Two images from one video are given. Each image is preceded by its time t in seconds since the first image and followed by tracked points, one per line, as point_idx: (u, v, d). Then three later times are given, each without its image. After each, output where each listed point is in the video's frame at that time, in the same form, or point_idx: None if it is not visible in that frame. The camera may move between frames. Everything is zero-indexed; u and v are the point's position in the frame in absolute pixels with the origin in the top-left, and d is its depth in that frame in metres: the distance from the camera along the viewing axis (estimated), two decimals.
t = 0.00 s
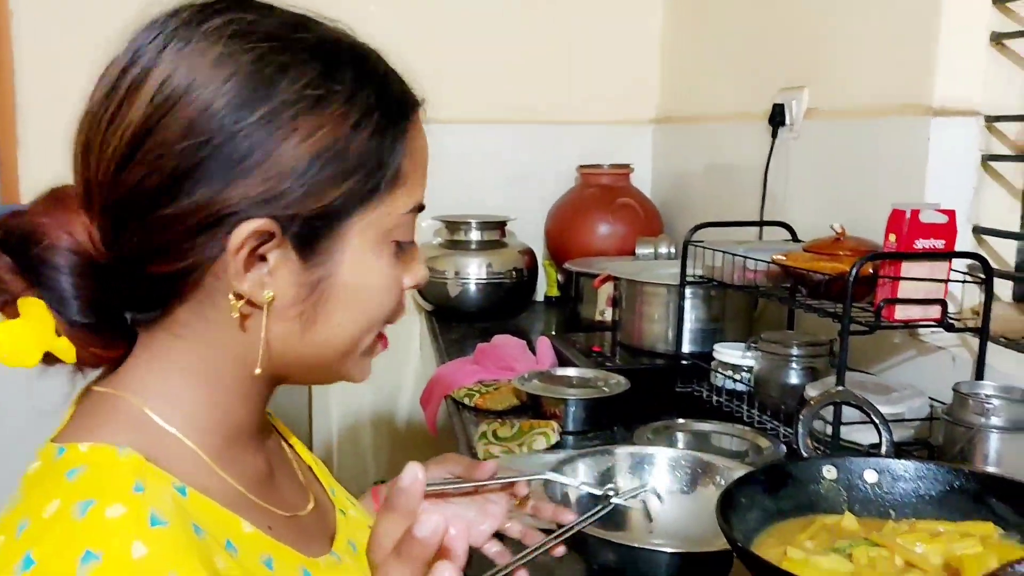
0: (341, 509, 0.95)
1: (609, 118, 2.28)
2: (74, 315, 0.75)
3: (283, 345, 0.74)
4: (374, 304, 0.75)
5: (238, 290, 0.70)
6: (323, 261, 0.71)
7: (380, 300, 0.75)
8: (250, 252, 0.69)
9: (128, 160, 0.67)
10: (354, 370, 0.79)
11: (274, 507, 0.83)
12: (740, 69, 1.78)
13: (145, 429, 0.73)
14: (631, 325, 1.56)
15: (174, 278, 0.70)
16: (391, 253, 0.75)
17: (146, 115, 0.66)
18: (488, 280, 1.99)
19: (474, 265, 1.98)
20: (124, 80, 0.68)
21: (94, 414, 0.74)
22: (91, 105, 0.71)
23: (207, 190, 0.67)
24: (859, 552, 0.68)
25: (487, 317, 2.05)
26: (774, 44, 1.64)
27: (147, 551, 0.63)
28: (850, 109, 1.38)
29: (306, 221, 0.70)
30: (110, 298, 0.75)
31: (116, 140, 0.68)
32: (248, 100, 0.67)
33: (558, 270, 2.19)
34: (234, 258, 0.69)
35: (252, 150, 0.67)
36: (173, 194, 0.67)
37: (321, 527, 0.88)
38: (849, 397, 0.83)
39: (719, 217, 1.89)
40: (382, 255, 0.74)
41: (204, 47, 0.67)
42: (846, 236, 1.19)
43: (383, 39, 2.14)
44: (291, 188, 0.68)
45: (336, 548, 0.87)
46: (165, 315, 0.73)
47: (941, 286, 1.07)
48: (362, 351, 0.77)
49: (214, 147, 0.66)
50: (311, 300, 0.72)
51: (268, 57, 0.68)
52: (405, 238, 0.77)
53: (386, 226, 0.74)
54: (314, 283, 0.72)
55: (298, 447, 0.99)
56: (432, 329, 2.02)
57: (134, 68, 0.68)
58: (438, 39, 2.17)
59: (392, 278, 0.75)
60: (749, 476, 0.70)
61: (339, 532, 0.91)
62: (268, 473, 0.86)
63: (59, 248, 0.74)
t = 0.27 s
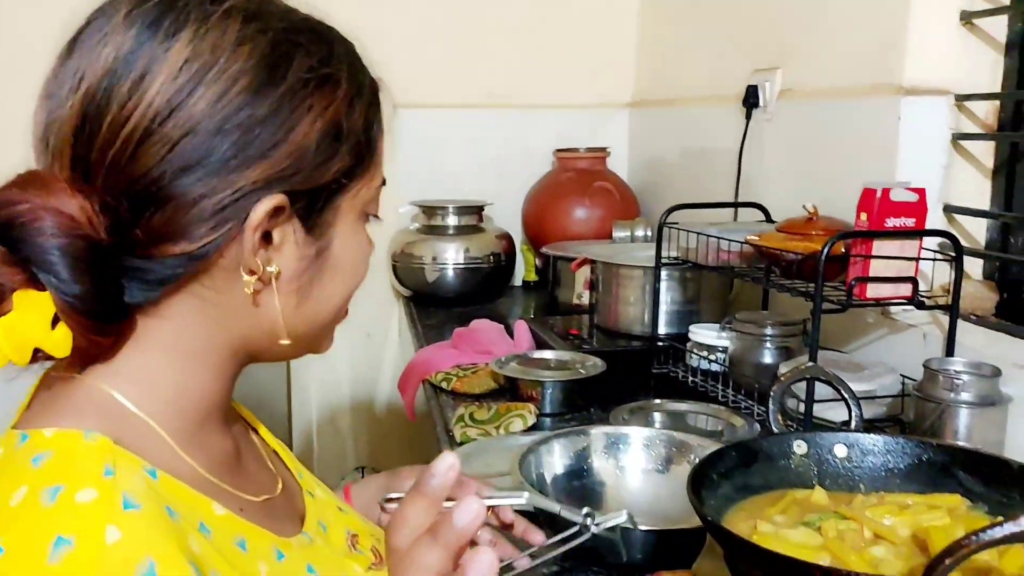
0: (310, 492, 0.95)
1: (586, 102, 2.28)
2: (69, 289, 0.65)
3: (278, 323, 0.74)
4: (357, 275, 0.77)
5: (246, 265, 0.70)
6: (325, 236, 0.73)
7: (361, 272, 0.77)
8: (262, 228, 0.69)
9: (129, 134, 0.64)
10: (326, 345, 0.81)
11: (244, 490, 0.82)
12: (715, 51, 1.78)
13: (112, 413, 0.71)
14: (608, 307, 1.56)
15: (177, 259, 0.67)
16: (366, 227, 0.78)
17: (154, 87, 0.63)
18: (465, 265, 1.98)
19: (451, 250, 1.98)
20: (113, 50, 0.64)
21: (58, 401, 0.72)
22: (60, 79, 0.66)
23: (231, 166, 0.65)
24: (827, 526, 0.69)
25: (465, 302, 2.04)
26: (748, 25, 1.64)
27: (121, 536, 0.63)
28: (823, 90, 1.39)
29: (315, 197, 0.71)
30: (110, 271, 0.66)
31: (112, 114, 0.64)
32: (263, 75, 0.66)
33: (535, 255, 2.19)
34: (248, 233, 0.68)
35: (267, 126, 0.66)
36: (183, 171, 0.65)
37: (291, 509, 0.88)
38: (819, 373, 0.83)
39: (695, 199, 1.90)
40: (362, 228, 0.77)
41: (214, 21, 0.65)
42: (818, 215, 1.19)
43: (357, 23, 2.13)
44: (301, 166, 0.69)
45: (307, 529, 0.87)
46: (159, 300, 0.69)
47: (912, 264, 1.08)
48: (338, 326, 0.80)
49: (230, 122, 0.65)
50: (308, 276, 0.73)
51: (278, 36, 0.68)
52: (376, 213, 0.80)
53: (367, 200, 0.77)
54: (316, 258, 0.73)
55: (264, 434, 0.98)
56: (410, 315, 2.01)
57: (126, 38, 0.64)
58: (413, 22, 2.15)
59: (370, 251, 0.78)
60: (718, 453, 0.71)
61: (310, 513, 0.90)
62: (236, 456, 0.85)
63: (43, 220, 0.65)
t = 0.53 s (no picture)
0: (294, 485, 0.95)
1: (575, 95, 2.27)
2: (45, 281, 0.65)
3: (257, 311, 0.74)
4: (334, 261, 0.78)
5: (223, 253, 0.70)
6: (299, 223, 0.74)
7: (337, 258, 0.78)
8: (236, 216, 0.69)
9: (100, 125, 0.64)
10: (306, 334, 0.81)
11: (228, 481, 0.82)
12: (703, 42, 1.78)
13: (91, 400, 0.71)
14: (599, 299, 1.56)
15: (152, 248, 0.67)
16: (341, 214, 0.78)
17: (122, 78, 0.64)
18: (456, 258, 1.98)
19: (442, 244, 1.97)
20: (79, 44, 0.64)
21: (37, 392, 0.72)
22: (30, 75, 0.67)
23: (201, 154, 0.66)
24: (817, 515, 0.69)
25: (456, 295, 2.04)
26: (735, 17, 1.64)
27: (97, 519, 0.63)
28: (811, 80, 1.39)
29: (287, 183, 0.71)
30: (83, 262, 0.66)
31: (82, 107, 0.64)
32: (231, 64, 0.67)
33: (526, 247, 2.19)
34: (222, 220, 0.68)
35: (236, 115, 0.67)
36: (154, 162, 0.65)
37: (275, 499, 0.88)
38: (808, 362, 0.83)
39: (685, 190, 1.90)
40: (337, 215, 0.77)
41: (178, 12, 0.66)
42: (807, 206, 1.20)
43: (344, 17, 2.12)
44: (273, 153, 0.69)
45: (292, 520, 0.86)
46: (136, 289, 0.70)
47: (901, 253, 1.08)
48: (318, 314, 0.80)
49: (199, 112, 0.65)
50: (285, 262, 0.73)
51: (244, 24, 0.68)
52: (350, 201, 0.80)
53: (341, 187, 0.77)
54: (293, 244, 0.73)
55: (247, 428, 0.98)
56: (401, 309, 2.01)
57: (93, 32, 0.65)
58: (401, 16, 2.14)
59: (345, 237, 0.78)
60: (706, 443, 0.71)
61: (294, 504, 0.90)
62: (218, 448, 0.84)
63: (17, 213, 0.65)
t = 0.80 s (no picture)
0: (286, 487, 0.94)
1: (570, 88, 2.27)
2: (38, 271, 0.63)
3: (246, 304, 0.73)
4: (322, 256, 0.77)
5: (215, 245, 0.69)
6: (290, 216, 0.73)
7: (325, 253, 0.78)
8: (228, 209, 0.68)
9: (93, 118, 0.63)
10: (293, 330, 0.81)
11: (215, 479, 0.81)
12: (698, 34, 1.77)
13: (80, 396, 0.70)
14: (595, 294, 1.56)
15: (146, 240, 0.66)
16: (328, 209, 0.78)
17: (115, 70, 0.63)
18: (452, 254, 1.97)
19: (438, 239, 1.96)
20: (71, 39, 0.64)
21: (25, 390, 0.71)
22: (20, 70, 0.66)
23: (197, 145, 0.65)
24: (817, 509, 0.69)
25: (453, 291, 2.03)
26: (730, 8, 1.63)
27: (87, 510, 0.62)
28: (807, 71, 1.38)
29: (278, 174, 0.70)
30: (77, 254, 0.65)
31: (74, 101, 0.63)
32: (224, 58, 0.66)
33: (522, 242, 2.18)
34: (215, 212, 0.67)
35: (229, 108, 0.66)
36: (147, 154, 0.64)
37: (266, 499, 0.87)
38: (807, 355, 0.83)
39: (681, 183, 1.89)
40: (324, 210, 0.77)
41: (171, 7, 0.66)
42: (804, 197, 1.19)
43: (337, 13, 2.11)
44: (265, 146, 0.68)
45: (283, 520, 0.86)
46: (128, 283, 0.69)
47: (898, 244, 1.08)
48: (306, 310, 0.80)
49: (191, 104, 0.64)
50: (276, 255, 0.73)
51: (235, 19, 0.68)
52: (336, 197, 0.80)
53: (328, 182, 0.77)
54: (283, 237, 0.73)
55: (238, 429, 0.97)
56: (398, 306, 2.00)
57: (85, 27, 0.64)
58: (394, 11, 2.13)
59: (333, 232, 0.78)
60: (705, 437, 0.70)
61: (284, 505, 0.89)
62: (208, 447, 0.84)
63: (9, 205, 0.63)
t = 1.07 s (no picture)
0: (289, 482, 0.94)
1: (568, 84, 2.27)
2: (52, 267, 0.63)
3: (255, 295, 0.74)
4: (324, 246, 0.78)
5: (225, 235, 0.70)
6: (295, 206, 0.74)
7: (327, 244, 0.79)
8: (239, 201, 0.69)
9: (102, 115, 0.63)
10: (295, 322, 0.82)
11: (220, 473, 0.81)
12: (695, 29, 1.77)
13: (88, 391, 0.71)
14: (595, 289, 1.56)
15: (158, 233, 0.67)
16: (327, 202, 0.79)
17: (124, 68, 0.63)
18: (451, 250, 1.97)
19: (437, 236, 1.97)
20: (76, 37, 0.63)
21: (35, 385, 0.72)
22: (25, 69, 0.65)
23: (205, 141, 0.65)
24: (815, 502, 0.69)
25: (453, 288, 2.04)
26: (727, 2, 1.63)
27: (100, 507, 0.62)
28: (804, 66, 1.39)
29: (283, 166, 0.71)
30: (91, 248, 0.65)
31: (82, 98, 0.63)
32: (231, 53, 0.66)
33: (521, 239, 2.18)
34: (226, 203, 0.68)
35: (237, 101, 0.66)
36: (157, 150, 0.64)
37: (269, 495, 0.88)
38: (806, 348, 0.83)
39: (680, 178, 1.89)
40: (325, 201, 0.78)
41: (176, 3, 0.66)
42: (801, 191, 1.19)
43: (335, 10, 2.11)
44: (271, 137, 0.69)
45: (286, 514, 0.86)
46: (139, 277, 0.69)
47: (896, 237, 1.08)
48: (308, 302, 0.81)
49: (200, 99, 0.65)
50: (283, 244, 0.74)
51: (238, 14, 0.68)
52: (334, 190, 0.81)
53: (328, 175, 0.78)
54: (288, 228, 0.74)
55: (241, 426, 0.97)
56: (398, 302, 2.01)
57: (92, 25, 0.64)
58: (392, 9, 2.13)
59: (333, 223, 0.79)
60: (706, 429, 0.71)
61: (288, 500, 0.89)
62: (213, 441, 0.84)
63: (21, 201, 0.63)
